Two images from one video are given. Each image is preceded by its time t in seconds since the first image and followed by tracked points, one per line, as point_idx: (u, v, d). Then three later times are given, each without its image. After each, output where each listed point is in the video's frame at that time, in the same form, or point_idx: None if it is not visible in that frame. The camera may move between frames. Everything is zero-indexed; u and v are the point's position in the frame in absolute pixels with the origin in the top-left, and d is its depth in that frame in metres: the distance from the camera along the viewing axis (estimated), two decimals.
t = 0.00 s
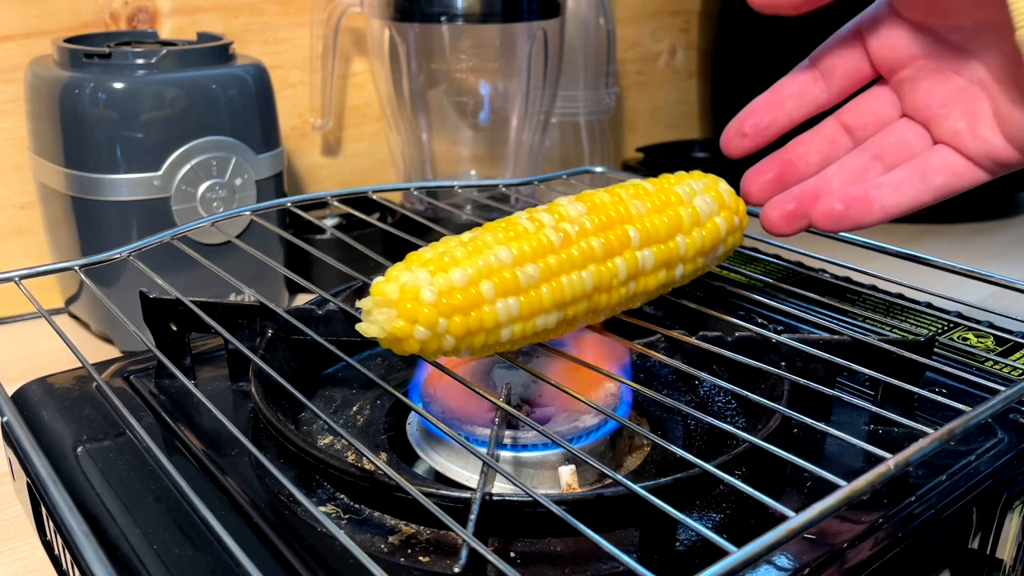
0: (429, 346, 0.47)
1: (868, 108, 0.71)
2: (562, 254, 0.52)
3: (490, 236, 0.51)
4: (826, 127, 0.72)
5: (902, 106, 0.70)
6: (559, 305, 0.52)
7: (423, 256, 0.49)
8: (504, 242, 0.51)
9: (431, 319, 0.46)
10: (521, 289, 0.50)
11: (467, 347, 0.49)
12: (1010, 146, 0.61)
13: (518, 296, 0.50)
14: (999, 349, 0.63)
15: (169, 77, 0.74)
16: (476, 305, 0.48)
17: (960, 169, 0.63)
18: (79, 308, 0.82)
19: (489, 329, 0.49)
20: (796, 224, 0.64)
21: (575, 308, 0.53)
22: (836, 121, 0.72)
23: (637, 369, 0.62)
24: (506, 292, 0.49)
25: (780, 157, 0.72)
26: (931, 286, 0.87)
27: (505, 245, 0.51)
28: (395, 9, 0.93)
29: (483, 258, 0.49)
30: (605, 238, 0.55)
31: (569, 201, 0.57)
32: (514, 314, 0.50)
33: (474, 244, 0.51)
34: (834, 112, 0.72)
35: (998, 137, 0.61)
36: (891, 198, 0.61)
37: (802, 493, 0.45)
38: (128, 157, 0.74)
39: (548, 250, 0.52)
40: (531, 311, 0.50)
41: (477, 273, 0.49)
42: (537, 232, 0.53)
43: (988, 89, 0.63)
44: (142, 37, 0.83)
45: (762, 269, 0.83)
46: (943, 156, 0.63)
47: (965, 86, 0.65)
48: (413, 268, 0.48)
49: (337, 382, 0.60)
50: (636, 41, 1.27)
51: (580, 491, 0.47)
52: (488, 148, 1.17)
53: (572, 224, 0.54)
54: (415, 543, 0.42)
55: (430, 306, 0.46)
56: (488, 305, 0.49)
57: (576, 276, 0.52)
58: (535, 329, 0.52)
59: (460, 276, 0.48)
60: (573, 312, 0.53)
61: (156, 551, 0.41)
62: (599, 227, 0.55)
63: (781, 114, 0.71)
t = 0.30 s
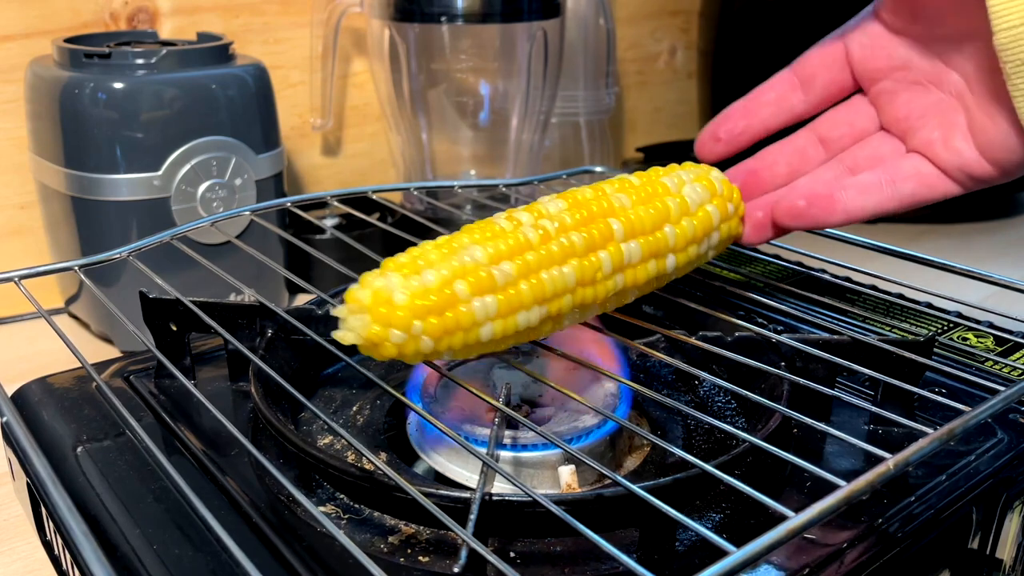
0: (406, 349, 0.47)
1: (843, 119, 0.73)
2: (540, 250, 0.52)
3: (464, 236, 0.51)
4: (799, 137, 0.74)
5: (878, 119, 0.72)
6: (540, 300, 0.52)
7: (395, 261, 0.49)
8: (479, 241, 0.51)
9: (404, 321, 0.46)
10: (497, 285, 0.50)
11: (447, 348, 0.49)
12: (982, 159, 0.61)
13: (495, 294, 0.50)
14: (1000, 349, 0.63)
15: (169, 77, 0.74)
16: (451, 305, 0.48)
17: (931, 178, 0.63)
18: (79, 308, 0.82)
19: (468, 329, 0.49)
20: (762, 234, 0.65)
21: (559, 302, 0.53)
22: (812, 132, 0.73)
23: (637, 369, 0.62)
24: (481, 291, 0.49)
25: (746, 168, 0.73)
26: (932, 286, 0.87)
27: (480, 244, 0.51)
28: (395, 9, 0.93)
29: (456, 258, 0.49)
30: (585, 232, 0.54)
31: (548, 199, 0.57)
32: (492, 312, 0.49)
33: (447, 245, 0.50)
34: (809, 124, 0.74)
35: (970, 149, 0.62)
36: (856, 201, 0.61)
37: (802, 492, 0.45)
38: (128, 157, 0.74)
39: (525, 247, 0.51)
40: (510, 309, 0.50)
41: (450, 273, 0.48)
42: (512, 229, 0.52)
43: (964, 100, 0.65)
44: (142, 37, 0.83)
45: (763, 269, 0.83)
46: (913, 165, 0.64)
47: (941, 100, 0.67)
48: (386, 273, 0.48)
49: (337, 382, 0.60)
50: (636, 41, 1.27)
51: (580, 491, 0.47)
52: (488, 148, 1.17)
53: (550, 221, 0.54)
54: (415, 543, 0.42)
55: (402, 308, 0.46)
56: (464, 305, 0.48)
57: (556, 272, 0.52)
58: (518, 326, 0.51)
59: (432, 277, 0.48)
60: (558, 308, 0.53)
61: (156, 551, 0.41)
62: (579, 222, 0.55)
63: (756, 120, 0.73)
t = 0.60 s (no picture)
0: (392, 342, 0.47)
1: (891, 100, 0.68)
2: (535, 252, 0.52)
3: (462, 235, 0.52)
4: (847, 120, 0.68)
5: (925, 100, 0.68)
6: (534, 302, 0.51)
7: (390, 255, 0.50)
8: (475, 240, 0.51)
9: (392, 314, 0.46)
10: (489, 284, 0.49)
11: (436, 345, 0.49)
12: None
13: (486, 292, 0.49)
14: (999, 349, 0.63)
15: (169, 78, 0.74)
16: (440, 301, 0.48)
17: None
18: (79, 308, 0.82)
19: (456, 325, 0.49)
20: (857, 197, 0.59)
21: (554, 307, 0.52)
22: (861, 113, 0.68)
23: (637, 370, 0.62)
24: (472, 287, 0.49)
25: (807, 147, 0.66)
26: (932, 286, 0.87)
27: (476, 243, 0.51)
28: (395, 9, 0.93)
29: (449, 255, 0.49)
30: (584, 237, 0.54)
31: (552, 205, 0.57)
32: (482, 310, 0.49)
33: (444, 243, 0.51)
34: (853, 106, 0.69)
35: None
36: (970, 162, 0.57)
37: (802, 492, 0.45)
38: (128, 157, 0.74)
39: (520, 248, 0.51)
40: (501, 307, 0.50)
41: (441, 269, 0.49)
42: (511, 231, 0.52)
43: None
44: (142, 37, 0.83)
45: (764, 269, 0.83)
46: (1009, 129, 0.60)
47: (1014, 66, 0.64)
48: (378, 266, 0.49)
49: (337, 382, 0.60)
50: (636, 41, 1.27)
51: (580, 491, 0.47)
52: (488, 148, 1.17)
53: (550, 224, 0.54)
54: (415, 543, 0.42)
55: (391, 300, 0.47)
56: (454, 301, 0.48)
57: (551, 274, 0.52)
58: (511, 328, 0.51)
59: (423, 272, 0.48)
60: (553, 312, 0.52)
61: (156, 551, 0.41)
62: (578, 226, 0.55)
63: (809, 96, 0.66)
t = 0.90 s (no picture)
0: (392, 341, 0.47)
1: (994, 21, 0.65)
2: (535, 252, 0.52)
3: (461, 235, 0.52)
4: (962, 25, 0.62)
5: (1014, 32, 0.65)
6: (533, 301, 0.51)
7: (389, 255, 0.50)
8: (474, 240, 0.51)
9: (391, 313, 0.46)
10: (488, 283, 0.49)
11: (436, 344, 0.49)
12: None
13: (485, 291, 0.49)
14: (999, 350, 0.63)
15: (169, 78, 0.74)
16: (440, 300, 0.48)
17: None
18: (79, 308, 0.82)
19: (456, 324, 0.49)
20: None
21: (554, 306, 0.52)
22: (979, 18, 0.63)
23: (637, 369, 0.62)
24: (471, 287, 0.49)
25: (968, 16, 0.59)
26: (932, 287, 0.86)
27: (475, 242, 0.51)
28: (396, 9, 0.93)
29: (449, 254, 0.49)
30: (584, 236, 0.54)
31: (552, 204, 0.57)
32: (482, 310, 0.49)
33: (443, 242, 0.51)
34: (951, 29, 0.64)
35: None
36: None
37: (801, 492, 0.45)
38: (128, 157, 0.74)
39: (520, 247, 0.51)
40: (501, 307, 0.50)
41: (441, 269, 0.49)
42: (510, 231, 0.52)
43: None
44: (142, 37, 0.83)
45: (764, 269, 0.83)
46: None
47: None
48: (378, 266, 0.49)
49: (337, 382, 0.60)
50: (636, 41, 1.27)
51: (580, 491, 0.47)
52: (488, 147, 1.17)
53: (549, 224, 0.54)
54: (414, 543, 0.42)
55: (390, 300, 0.47)
56: (453, 301, 0.48)
57: (551, 274, 0.52)
58: (510, 327, 0.51)
59: (422, 271, 0.48)
60: (552, 311, 0.52)
61: (155, 551, 0.41)
62: (577, 226, 0.55)
63: None
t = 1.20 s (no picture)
0: (392, 341, 0.47)
1: None
2: (535, 252, 0.52)
3: (461, 235, 0.52)
4: None
5: None
6: (534, 301, 0.51)
7: (389, 255, 0.50)
8: (474, 240, 0.51)
9: (391, 313, 0.46)
10: (488, 283, 0.49)
11: (436, 344, 0.49)
12: None
13: (486, 291, 0.49)
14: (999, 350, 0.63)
15: (169, 78, 0.74)
16: (440, 300, 0.48)
17: None
18: (79, 308, 0.82)
19: (456, 324, 0.49)
20: None
21: (554, 305, 0.52)
22: None
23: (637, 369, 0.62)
24: (471, 287, 0.49)
25: None
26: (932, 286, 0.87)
27: (475, 242, 0.51)
28: (396, 9, 0.93)
29: (449, 254, 0.49)
30: (584, 236, 0.54)
31: (552, 204, 0.57)
32: (482, 310, 0.49)
33: (443, 242, 0.51)
34: None
35: None
36: None
37: (802, 492, 0.45)
38: (128, 157, 0.74)
39: (520, 247, 0.51)
40: (501, 307, 0.50)
41: (441, 269, 0.49)
42: (510, 230, 0.52)
43: None
44: (142, 37, 0.83)
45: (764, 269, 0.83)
46: None
47: None
48: (377, 266, 0.49)
49: (337, 382, 0.60)
50: (636, 41, 1.27)
51: (580, 491, 0.47)
52: (488, 147, 1.18)
53: (549, 223, 0.54)
54: (415, 543, 0.42)
55: (390, 300, 0.47)
56: (453, 301, 0.48)
57: (551, 273, 0.52)
58: (510, 327, 0.51)
59: (423, 271, 0.48)
60: (552, 311, 0.52)
61: (156, 551, 0.41)
62: (577, 226, 0.55)
63: None
